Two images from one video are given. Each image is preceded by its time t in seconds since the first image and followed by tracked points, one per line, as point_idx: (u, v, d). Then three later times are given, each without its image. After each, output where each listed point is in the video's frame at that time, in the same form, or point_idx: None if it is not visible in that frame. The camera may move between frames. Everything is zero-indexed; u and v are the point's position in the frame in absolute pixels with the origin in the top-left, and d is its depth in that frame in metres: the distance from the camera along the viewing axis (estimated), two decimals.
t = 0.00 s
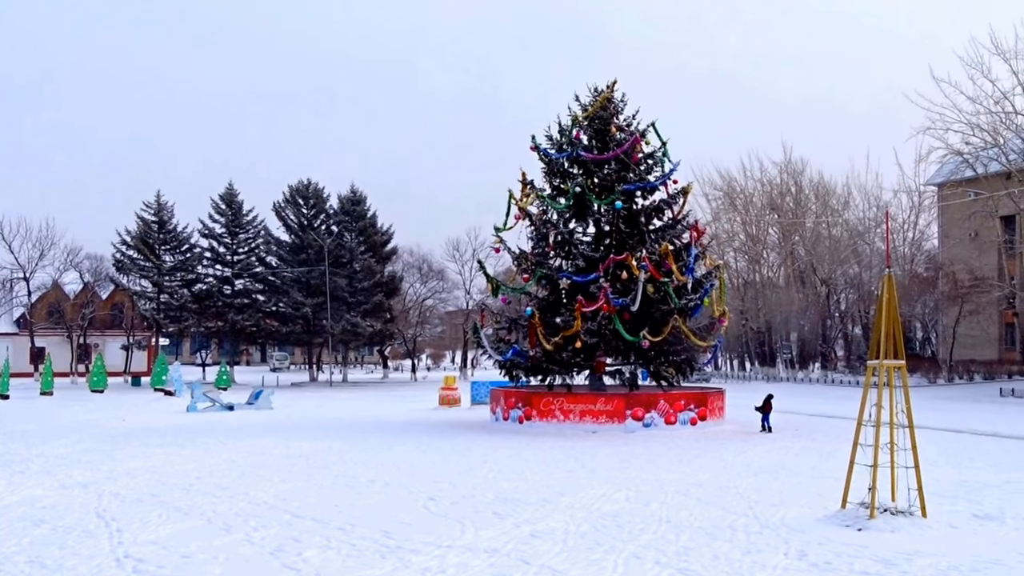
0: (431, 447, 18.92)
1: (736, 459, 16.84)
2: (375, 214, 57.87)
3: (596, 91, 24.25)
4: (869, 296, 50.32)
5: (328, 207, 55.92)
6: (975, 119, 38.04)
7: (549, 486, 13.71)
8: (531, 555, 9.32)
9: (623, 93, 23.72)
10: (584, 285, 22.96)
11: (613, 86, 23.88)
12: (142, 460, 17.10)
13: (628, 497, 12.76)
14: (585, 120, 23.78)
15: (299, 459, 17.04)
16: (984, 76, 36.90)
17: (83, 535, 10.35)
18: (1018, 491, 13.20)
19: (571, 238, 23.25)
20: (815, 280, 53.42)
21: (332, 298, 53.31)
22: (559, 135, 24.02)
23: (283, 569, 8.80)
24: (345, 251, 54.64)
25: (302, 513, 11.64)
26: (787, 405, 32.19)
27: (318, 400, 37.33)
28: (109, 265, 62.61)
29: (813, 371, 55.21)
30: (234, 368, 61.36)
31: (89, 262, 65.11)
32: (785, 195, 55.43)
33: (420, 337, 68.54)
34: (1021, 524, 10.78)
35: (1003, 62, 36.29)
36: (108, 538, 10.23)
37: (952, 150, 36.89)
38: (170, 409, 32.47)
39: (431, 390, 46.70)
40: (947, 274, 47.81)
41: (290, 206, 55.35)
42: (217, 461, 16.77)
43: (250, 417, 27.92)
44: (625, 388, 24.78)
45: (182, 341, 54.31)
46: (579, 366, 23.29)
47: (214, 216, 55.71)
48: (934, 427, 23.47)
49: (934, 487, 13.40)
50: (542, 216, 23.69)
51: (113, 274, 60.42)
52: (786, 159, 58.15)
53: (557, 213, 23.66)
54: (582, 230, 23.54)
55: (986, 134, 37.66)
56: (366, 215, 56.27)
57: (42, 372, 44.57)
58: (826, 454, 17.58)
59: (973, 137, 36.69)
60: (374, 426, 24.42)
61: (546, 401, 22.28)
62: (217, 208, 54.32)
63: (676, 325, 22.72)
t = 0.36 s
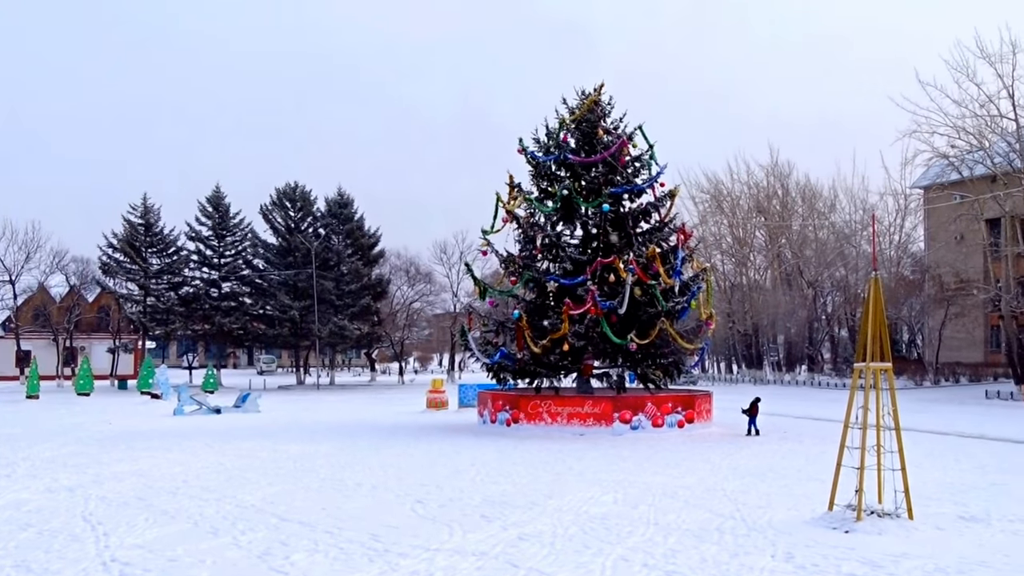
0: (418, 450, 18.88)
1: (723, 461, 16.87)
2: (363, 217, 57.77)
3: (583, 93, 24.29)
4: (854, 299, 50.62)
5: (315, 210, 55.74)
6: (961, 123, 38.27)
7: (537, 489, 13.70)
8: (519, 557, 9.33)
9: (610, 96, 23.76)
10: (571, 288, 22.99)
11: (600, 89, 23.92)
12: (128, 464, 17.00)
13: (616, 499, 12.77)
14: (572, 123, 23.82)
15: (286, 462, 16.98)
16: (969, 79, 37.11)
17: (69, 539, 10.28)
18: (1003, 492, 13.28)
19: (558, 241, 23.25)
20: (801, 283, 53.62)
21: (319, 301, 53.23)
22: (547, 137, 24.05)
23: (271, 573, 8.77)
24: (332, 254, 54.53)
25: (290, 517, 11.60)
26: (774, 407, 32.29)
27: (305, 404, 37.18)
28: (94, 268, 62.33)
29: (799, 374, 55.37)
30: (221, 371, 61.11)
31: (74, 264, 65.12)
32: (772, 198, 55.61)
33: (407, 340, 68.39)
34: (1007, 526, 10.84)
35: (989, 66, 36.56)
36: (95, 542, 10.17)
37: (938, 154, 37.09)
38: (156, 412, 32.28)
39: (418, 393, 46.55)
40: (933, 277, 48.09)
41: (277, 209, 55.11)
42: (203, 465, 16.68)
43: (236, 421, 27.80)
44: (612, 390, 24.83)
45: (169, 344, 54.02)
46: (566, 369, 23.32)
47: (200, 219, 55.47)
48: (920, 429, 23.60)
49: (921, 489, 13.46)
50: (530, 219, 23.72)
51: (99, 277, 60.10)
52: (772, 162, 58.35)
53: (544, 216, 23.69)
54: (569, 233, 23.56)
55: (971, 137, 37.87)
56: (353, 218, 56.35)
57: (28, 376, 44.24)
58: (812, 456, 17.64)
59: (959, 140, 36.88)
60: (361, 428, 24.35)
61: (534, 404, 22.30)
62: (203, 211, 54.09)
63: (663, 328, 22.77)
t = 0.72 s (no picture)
0: (410, 454, 18.85)
1: (715, 465, 16.88)
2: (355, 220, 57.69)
3: (575, 97, 24.32)
4: (845, 302, 50.87)
5: (307, 213, 55.68)
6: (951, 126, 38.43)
7: (529, 493, 13.67)
8: (512, 561, 9.32)
9: (602, 99, 23.81)
10: (563, 291, 23.00)
11: (592, 93, 23.96)
12: (119, 468, 16.94)
13: (608, 503, 12.77)
14: (564, 127, 23.86)
15: (277, 466, 16.94)
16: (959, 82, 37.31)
17: (60, 544, 10.23)
18: (993, 495, 13.32)
19: (550, 244, 23.27)
20: (792, 287, 53.78)
21: (310, 304, 53.16)
22: (538, 141, 24.08)
23: None
24: (323, 257, 54.49)
25: (282, 521, 11.56)
26: (765, 410, 32.34)
27: (297, 407, 37.08)
28: (85, 271, 62.08)
29: (791, 376, 55.55)
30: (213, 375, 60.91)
31: (64, 267, 64.87)
32: (763, 201, 55.74)
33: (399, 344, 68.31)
34: (997, 528, 10.88)
35: (978, 69, 36.74)
36: (86, 547, 10.12)
37: (928, 157, 37.30)
38: (147, 416, 32.15)
39: (410, 397, 46.49)
40: (923, 280, 48.32)
41: (269, 212, 55.04)
42: (194, 469, 16.61)
43: (228, 424, 27.71)
44: (604, 394, 24.84)
45: (159, 347, 53.84)
46: (558, 372, 23.24)
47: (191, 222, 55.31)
48: (911, 432, 23.66)
49: (911, 492, 13.49)
50: (521, 223, 23.69)
51: (89, 280, 59.86)
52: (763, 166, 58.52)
53: (536, 220, 23.68)
54: (561, 237, 23.58)
55: (961, 141, 38.07)
56: (345, 221, 56.24)
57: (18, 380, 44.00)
58: (804, 459, 17.66)
59: (949, 144, 37.08)
60: (352, 432, 24.29)
61: (525, 407, 22.27)
62: (194, 215, 53.95)
63: (655, 331, 22.79)
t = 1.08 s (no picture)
0: (406, 457, 18.83)
1: (711, 468, 16.89)
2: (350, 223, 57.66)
3: (570, 100, 24.32)
4: (840, 305, 51.00)
5: (302, 217, 55.63)
6: (946, 129, 38.59)
7: (524, 496, 13.65)
8: (508, 564, 9.31)
9: (598, 103, 23.82)
10: (559, 295, 23.01)
11: (588, 96, 23.96)
12: (113, 472, 16.89)
13: (604, 506, 12.76)
14: (559, 130, 23.86)
15: (273, 470, 16.92)
16: (953, 85, 37.36)
17: (55, 549, 10.20)
18: (989, 497, 13.34)
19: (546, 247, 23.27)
20: (787, 290, 53.90)
21: (306, 308, 53.12)
22: (534, 144, 24.09)
23: None
24: (319, 261, 54.43)
25: (278, 525, 11.54)
26: (760, 413, 32.36)
27: (292, 411, 37.00)
28: (79, 275, 61.94)
29: (786, 379, 55.62)
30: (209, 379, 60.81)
31: (59, 271, 64.87)
32: (758, 205, 55.78)
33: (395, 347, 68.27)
34: (993, 530, 10.89)
35: (972, 73, 36.84)
36: (81, 552, 10.10)
37: (922, 160, 37.36)
38: (142, 421, 32.05)
39: (405, 400, 46.43)
40: (918, 283, 48.39)
41: (264, 216, 55.05)
42: (189, 473, 16.58)
43: (222, 428, 27.65)
44: (600, 397, 24.85)
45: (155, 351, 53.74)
46: (554, 375, 23.24)
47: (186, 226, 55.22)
48: (906, 435, 23.70)
49: (907, 495, 13.50)
50: (518, 226, 23.68)
51: (84, 284, 59.73)
52: (759, 169, 58.55)
53: (532, 223, 23.66)
54: (557, 240, 23.60)
55: (956, 144, 38.19)
56: (341, 225, 56.20)
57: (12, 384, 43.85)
58: (799, 462, 17.68)
59: (943, 147, 37.15)
60: (348, 436, 24.26)
61: (522, 410, 22.27)
62: (189, 218, 53.87)
63: (651, 335, 22.79)
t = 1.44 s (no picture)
0: (405, 461, 18.83)
1: (709, 471, 16.89)
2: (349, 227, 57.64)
3: (569, 104, 24.35)
4: (838, 308, 51.01)
5: (301, 220, 55.58)
6: (943, 132, 38.61)
7: (523, 500, 13.64)
8: (506, 568, 9.31)
9: (596, 106, 23.83)
10: (558, 298, 23.01)
11: (586, 99, 23.98)
12: (112, 477, 16.87)
13: (603, 509, 12.76)
14: (558, 133, 23.85)
15: (272, 474, 16.92)
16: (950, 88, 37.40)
17: (52, 553, 10.17)
18: (987, 500, 13.34)
19: (544, 250, 23.25)
20: (786, 293, 53.65)
21: (305, 312, 52.87)
22: (533, 148, 24.09)
23: None
24: (317, 264, 54.34)
25: (277, 529, 11.53)
26: (759, 417, 32.33)
27: (291, 415, 36.98)
28: (77, 278, 61.99)
29: (785, 382, 55.61)
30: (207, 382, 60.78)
31: (57, 275, 64.96)
32: (757, 208, 55.76)
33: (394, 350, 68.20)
34: (991, 533, 10.88)
35: (970, 76, 36.88)
36: (79, 556, 10.08)
37: (920, 163, 37.42)
38: (141, 424, 32.04)
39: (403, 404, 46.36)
40: (916, 286, 48.38)
41: (263, 219, 55.03)
42: (188, 477, 16.57)
43: (221, 432, 27.64)
44: (599, 400, 24.84)
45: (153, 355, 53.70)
46: (553, 378, 23.29)
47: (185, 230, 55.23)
48: (904, 438, 23.72)
49: (906, 498, 13.50)
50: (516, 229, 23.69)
51: (82, 288, 59.73)
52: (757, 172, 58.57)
53: (531, 226, 23.66)
54: (556, 243, 23.58)
55: (953, 147, 38.24)
56: (339, 228, 56.18)
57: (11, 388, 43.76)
58: (798, 465, 17.69)
59: (941, 150, 37.19)
60: (346, 439, 24.24)
61: (520, 414, 22.27)
62: (188, 222, 53.87)
63: (650, 338, 22.79)
